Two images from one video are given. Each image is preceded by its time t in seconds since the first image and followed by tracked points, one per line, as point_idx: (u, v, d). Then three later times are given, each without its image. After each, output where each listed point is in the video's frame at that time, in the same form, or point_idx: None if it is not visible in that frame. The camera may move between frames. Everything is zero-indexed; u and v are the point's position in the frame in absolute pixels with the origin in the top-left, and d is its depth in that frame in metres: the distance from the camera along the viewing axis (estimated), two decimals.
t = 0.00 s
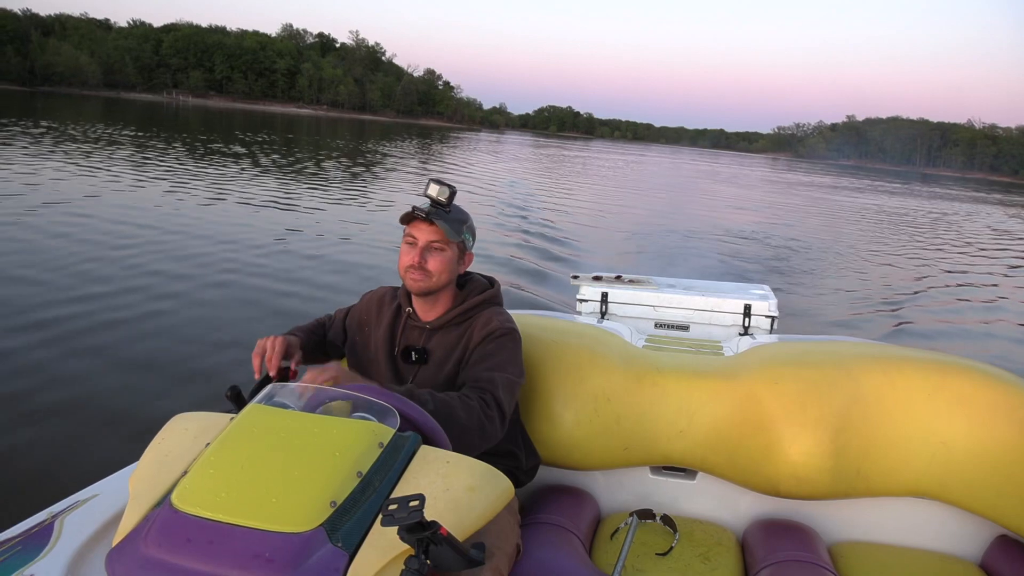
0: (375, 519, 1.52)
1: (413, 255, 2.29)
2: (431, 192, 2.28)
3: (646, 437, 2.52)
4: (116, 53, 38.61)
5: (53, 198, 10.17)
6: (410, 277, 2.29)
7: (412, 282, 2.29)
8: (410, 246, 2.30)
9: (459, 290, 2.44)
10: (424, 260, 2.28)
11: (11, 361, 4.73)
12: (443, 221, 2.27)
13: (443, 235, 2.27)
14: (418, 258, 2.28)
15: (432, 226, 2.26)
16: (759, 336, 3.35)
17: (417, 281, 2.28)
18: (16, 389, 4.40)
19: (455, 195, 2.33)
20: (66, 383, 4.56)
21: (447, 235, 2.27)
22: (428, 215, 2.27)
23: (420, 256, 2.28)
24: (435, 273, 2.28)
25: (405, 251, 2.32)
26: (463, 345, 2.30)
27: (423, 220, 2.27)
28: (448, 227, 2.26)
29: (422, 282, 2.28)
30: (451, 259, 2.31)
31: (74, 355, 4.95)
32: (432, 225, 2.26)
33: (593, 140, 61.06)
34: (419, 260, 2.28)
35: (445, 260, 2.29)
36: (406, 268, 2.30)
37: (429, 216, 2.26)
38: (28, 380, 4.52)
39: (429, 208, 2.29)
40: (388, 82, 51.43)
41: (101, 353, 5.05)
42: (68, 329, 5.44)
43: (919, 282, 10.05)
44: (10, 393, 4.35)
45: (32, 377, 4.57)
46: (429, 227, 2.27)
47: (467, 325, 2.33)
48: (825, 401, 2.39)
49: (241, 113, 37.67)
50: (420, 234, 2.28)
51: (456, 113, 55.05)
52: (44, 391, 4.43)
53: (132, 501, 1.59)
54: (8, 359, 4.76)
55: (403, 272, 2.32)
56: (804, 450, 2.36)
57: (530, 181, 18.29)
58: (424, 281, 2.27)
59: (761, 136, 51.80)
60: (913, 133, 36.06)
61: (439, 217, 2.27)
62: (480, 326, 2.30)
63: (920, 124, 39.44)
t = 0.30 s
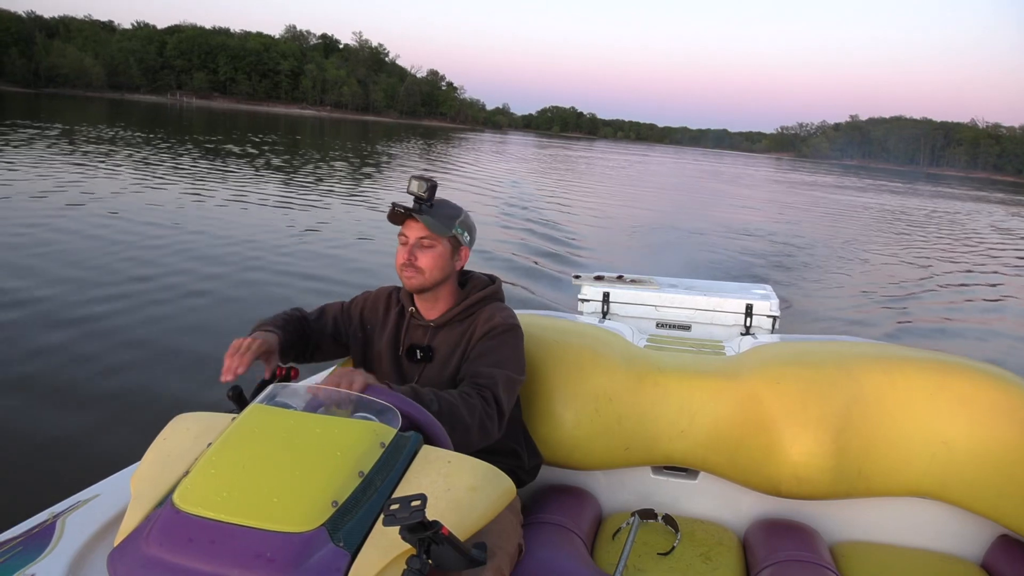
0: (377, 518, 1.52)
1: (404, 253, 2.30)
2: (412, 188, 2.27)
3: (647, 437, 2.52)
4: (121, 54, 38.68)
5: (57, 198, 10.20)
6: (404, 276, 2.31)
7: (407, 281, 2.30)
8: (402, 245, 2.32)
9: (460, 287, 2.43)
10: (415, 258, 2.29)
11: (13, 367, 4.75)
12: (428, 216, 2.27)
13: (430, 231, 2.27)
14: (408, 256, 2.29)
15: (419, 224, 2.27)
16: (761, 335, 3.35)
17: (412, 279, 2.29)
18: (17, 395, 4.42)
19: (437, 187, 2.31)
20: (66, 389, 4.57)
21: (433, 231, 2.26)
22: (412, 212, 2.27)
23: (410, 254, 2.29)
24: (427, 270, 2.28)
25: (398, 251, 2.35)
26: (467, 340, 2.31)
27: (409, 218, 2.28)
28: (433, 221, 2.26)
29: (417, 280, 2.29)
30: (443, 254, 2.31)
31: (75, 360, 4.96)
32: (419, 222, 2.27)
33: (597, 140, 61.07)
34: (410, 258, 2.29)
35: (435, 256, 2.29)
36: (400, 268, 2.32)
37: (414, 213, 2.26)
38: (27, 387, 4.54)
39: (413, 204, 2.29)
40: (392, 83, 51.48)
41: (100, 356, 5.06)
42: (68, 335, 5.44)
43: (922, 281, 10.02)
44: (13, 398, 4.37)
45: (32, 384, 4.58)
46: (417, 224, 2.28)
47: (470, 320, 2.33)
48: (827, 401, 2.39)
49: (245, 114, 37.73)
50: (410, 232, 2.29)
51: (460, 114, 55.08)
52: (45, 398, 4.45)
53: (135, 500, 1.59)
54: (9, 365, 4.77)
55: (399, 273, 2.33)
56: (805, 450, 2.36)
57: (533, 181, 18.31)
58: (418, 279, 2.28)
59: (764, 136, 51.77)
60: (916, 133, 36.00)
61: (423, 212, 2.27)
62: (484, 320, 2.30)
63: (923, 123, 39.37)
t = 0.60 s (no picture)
0: (377, 518, 1.52)
1: (405, 249, 2.31)
2: (413, 184, 2.29)
3: (648, 436, 2.52)
4: (125, 55, 38.66)
5: (60, 197, 10.20)
6: (405, 272, 2.31)
7: (407, 278, 2.30)
8: (403, 242, 2.33)
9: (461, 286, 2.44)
10: (415, 254, 2.29)
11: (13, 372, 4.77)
12: (429, 212, 2.28)
13: (431, 227, 2.27)
14: (409, 252, 2.30)
15: (419, 219, 2.28)
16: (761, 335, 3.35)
17: (413, 275, 2.29)
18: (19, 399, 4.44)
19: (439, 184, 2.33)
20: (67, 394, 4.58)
21: (435, 226, 2.27)
22: (413, 208, 2.28)
23: (411, 250, 2.30)
24: (428, 266, 2.28)
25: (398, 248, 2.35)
26: (467, 340, 2.31)
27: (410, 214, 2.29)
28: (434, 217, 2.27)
29: (417, 276, 2.29)
30: (444, 251, 2.31)
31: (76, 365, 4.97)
32: (419, 217, 2.28)
33: (599, 140, 61.04)
34: (410, 253, 2.29)
35: (436, 252, 2.30)
36: (400, 265, 2.32)
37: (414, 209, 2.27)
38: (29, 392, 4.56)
39: (414, 200, 2.30)
40: (394, 83, 51.48)
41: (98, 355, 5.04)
42: (68, 336, 5.44)
43: (924, 281, 10.02)
44: (14, 404, 4.39)
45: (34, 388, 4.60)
46: (417, 220, 2.29)
47: (471, 319, 2.33)
48: (828, 401, 2.39)
49: (249, 114, 37.74)
50: (411, 228, 2.30)
51: (463, 114, 55.06)
52: (47, 403, 4.46)
53: (136, 500, 1.59)
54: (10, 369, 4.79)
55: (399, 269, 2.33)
56: (806, 450, 2.36)
57: (535, 181, 18.32)
58: (418, 274, 2.28)
59: (766, 137, 51.77)
60: (919, 133, 35.97)
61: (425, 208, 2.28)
62: (484, 320, 2.30)
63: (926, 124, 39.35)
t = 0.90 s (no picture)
0: (377, 517, 1.52)
1: (406, 249, 2.31)
2: (416, 184, 2.29)
3: (648, 436, 2.52)
4: (127, 55, 38.61)
5: (61, 196, 10.19)
6: (404, 272, 2.30)
7: (407, 277, 2.30)
8: (404, 241, 2.32)
9: (459, 285, 2.44)
10: (416, 254, 2.29)
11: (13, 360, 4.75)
12: (431, 212, 2.27)
13: (434, 228, 2.27)
14: (410, 252, 2.29)
15: (422, 220, 2.28)
16: (763, 334, 3.35)
17: (412, 275, 2.29)
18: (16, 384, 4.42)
19: (443, 185, 2.32)
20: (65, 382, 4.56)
21: (437, 228, 2.27)
22: (416, 208, 2.28)
23: (412, 250, 2.29)
24: (428, 266, 2.28)
25: (399, 247, 2.34)
26: (463, 341, 2.30)
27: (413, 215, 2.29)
28: (436, 218, 2.26)
29: (417, 276, 2.28)
30: (445, 251, 2.31)
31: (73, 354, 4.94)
32: (422, 218, 2.28)
33: (600, 141, 61.04)
34: (411, 253, 2.29)
35: (437, 252, 2.30)
36: (400, 265, 2.31)
37: (417, 209, 2.27)
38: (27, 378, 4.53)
39: (416, 200, 2.30)
40: (396, 84, 51.53)
41: (96, 352, 5.02)
42: (68, 326, 5.42)
43: (925, 281, 10.01)
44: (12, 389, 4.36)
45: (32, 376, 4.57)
46: (418, 220, 2.28)
47: (468, 319, 2.33)
48: (829, 400, 2.38)
49: (251, 115, 37.75)
50: (412, 228, 2.30)
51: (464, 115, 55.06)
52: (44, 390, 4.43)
53: (136, 500, 1.59)
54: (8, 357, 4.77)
55: (399, 268, 2.32)
56: (806, 449, 2.36)
57: (536, 182, 18.33)
58: (418, 274, 2.28)
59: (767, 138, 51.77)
60: (919, 135, 35.98)
61: (427, 209, 2.28)
62: (481, 321, 2.30)
63: (926, 125, 39.34)
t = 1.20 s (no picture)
0: (376, 515, 1.52)
1: (406, 246, 2.30)
2: (419, 181, 2.29)
3: (647, 434, 2.52)
4: (132, 56, 38.62)
5: (62, 196, 10.19)
6: (404, 268, 2.29)
7: (407, 274, 2.29)
8: (404, 237, 2.31)
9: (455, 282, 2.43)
10: (417, 250, 2.28)
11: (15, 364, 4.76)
12: (434, 209, 2.27)
13: (435, 225, 2.27)
14: (411, 248, 2.29)
15: (424, 216, 2.27)
16: (762, 332, 3.34)
17: (412, 272, 2.28)
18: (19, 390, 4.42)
19: (445, 183, 2.33)
20: (68, 386, 4.56)
21: (439, 224, 2.27)
22: (418, 204, 2.27)
23: (413, 246, 2.29)
24: (429, 263, 2.28)
25: (399, 243, 2.33)
26: (458, 337, 2.29)
27: (415, 210, 2.28)
28: (438, 215, 2.26)
29: (417, 273, 2.28)
30: (445, 248, 2.31)
31: (77, 357, 4.95)
32: (424, 215, 2.27)
33: (602, 143, 61.08)
34: (412, 250, 2.29)
35: (438, 249, 2.30)
36: (400, 261, 2.30)
37: (419, 205, 2.26)
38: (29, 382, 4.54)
39: (419, 196, 2.29)
40: (399, 86, 51.57)
41: (96, 355, 5.03)
42: (68, 330, 5.42)
43: (927, 283, 10.00)
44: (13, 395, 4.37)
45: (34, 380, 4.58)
46: (420, 217, 2.28)
47: (464, 315, 2.32)
48: (829, 398, 2.38)
49: (255, 117, 37.74)
50: (412, 224, 2.28)
51: (467, 116, 55.08)
52: (45, 394, 4.44)
53: (135, 498, 1.59)
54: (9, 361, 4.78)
55: (399, 264, 2.31)
56: (805, 448, 2.36)
57: (538, 183, 18.35)
58: (418, 272, 2.27)
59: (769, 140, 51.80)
60: (921, 137, 36.00)
61: (430, 205, 2.27)
62: (478, 320, 2.29)
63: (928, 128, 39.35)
